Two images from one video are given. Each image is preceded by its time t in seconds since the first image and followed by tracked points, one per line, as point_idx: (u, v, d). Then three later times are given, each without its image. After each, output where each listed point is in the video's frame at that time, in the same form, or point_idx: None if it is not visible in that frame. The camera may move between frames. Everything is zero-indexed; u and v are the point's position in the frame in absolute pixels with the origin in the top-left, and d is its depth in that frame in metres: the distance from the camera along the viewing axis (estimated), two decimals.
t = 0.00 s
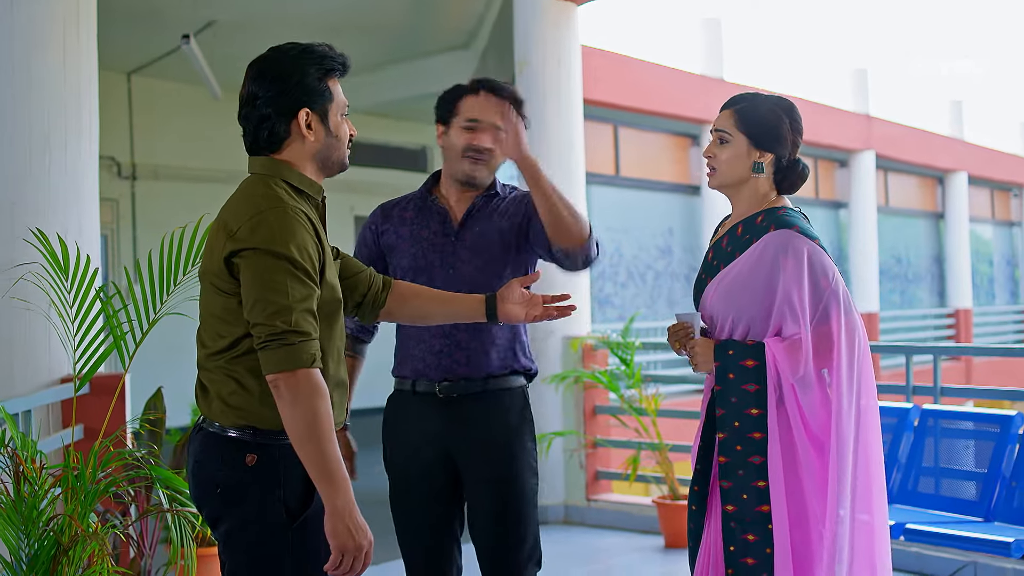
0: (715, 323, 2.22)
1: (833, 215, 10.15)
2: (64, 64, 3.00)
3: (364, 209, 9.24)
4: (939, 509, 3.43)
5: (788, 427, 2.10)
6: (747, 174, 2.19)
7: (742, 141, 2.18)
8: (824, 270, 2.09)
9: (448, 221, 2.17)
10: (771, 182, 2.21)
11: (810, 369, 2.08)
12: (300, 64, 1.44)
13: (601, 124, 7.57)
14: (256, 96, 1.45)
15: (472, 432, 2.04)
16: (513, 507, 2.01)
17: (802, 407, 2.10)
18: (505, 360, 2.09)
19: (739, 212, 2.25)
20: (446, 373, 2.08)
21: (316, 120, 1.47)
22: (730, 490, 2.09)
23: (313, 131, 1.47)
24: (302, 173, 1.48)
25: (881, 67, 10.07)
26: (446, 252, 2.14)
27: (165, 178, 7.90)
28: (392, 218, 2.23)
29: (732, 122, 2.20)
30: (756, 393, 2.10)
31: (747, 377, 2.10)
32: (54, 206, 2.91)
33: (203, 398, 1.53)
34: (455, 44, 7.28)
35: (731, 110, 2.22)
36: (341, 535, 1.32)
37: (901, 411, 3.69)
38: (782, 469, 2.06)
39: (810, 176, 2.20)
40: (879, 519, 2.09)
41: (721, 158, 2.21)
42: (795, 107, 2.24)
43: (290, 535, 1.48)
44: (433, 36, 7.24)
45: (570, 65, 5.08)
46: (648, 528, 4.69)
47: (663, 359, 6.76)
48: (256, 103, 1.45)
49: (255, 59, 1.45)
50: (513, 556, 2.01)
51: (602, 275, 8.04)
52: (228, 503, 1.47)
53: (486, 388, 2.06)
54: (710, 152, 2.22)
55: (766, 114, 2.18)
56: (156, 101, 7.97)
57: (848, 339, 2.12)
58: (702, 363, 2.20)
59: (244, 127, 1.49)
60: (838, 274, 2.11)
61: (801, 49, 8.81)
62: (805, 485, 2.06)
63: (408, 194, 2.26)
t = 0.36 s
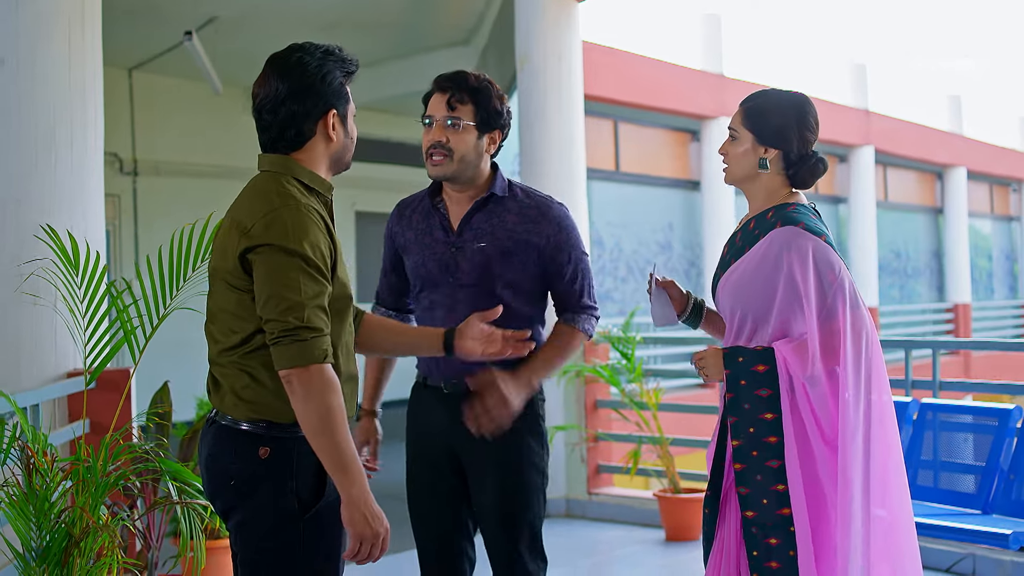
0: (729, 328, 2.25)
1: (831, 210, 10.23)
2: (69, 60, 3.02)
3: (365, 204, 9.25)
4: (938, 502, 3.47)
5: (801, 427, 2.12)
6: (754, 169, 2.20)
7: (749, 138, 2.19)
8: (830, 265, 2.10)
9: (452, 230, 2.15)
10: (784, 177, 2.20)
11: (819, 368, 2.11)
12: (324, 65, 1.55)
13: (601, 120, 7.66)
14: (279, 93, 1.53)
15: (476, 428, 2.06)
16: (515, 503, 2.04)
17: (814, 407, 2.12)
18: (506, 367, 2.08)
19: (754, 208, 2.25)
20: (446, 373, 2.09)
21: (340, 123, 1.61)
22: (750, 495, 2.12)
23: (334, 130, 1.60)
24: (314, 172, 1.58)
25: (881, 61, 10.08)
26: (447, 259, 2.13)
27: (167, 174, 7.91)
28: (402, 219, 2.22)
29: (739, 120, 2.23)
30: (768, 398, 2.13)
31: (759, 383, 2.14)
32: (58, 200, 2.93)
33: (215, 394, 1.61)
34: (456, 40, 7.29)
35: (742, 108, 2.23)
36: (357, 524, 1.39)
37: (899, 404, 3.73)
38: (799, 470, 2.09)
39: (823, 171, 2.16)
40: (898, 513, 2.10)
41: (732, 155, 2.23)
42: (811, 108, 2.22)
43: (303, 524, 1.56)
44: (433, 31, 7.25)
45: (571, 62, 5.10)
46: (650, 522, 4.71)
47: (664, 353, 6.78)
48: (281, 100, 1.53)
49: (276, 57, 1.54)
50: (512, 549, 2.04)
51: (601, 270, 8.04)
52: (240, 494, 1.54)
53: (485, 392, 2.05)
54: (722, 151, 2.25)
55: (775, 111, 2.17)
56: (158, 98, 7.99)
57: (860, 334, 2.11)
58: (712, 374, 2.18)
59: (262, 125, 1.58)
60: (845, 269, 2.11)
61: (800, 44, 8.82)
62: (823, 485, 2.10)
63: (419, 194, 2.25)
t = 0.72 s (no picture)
0: (735, 326, 2.27)
1: (831, 204, 10.24)
2: (74, 56, 3.03)
3: (363, 198, 9.24)
4: (937, 495, 3.50)
5: (809, 423, 2.15)
6: (761, 165, 2.21)
7: (757, 134, 2.21)
8: (836, 260, 2.12)
9: (475, 223, 2.06)
10: (790, 172, 2.22)
11: (826, 362, 2.13)
12: (333, 63, 1.57)
13: (602, 114, 7.83)
14: (288, 91, 1.56)
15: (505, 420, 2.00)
16: (543, 499, 1.98)
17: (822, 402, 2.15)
18: (532, 361, 2.00)
19: (760, 202, 2.27)
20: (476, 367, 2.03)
21: (348, 121, 1.65)
22: (763, 495, 2.14)
23: (343, 128, 1.64)
24: (324, 168, 1.62)
25: (880, 56, 10.07)
26: (469, 253, 2.04)
27: (168, 168, 7.93)
28: (428, 215, 2.16)
29: (746, 116, 2.23)
30: (778, 397, 2.16)
31: (768, 383, 2.16)
32: (64, 195, 2.96)
33: (226, 387, 1.64)
34: (456, 34, 7.29)
35: (748, 105, 2.24)
36: (384, 510, 1.49)
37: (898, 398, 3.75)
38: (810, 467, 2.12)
39: (830, 165, 2.18)
40: (903, 507, 2.15)
41: (739, 150, 2.24)
42: (818, 103, 2.23)
43: (316, 514, 1.59)
44: (433, 25, 7.27)
45: (572, 58, 5.12)
46: (650, 514, 4.74)
47: (663, 347, 6.79)
48: (291, 98, 1.56)
49: (284, 53, 1.57)
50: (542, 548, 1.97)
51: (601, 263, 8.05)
52: (255, 486, 1.58)
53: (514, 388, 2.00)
54: (729, 147, 2.25)
55: (781, 107, 2.19)
56: (158, 92, 8.00)
57: (864, 327, 2.15)
58: (723, 377, 2.23)
59: (272, 122, 1.61)
60: (851, 263, 2.13)
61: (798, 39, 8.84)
62: (833, 480, 2.12)
63: (443, 188, 2.18)
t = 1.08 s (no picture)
0: (730, 322, 2.30)
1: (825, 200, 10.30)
2: (73, 50, 3.05)
3: (359, 194, 9.25)
4: (929, 489, 3.55)
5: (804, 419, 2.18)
6: (757, 162, 2.24)
7: (751, 133, 2.23)
8: (831, 256, 2.16)
9: (490, 219, 2.09)
10: (785, 169, 2.24)
11: (821, 357, 2.17)
12: (333, 62, 1.59)
13: (596, 111, 7.81)
14: (289, 91, 1.59)
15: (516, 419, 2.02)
16: (549, 493, 2.00)
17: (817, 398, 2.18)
18: (544, 358, 2.02)
19: (756, 199, 2.30)
20: (487, 362, 2.06)
21: (348, 119, 1.67)
22: (757, 490, 2.17)
23: (343, 127, 1.66)
24: (326, 167, 1.65)
25: (874, 53, 10.10)
26: (484, 250, 2.07)
27: (164, 165, 7.94)
28: (443, 211, 2.19)
29: (742, 115, 2.26)
30: (773, 395, 2.19)
31: (764, 380, 2.19)
32: (63, 191, 2.98)
33: (229, 382, 1.67)
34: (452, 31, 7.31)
35: (741, 104, 2.26)
36: (380, 506, 1.52)
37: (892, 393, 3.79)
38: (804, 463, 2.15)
39: (824, 163, 2.21)
40: (894, 501, 2.18)
41: (734, 149, 2.26)
42: (812, 101, 2.26)
43: (318, 508, 1.62)
44: (429, 22, 7.29)
45: (568, 56, 5.15)
46: (645, 509, 4.78)
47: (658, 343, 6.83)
48: (292, 98, 1.59)
49: (284, 53, 1.59)
50: (547, 544, 2.00)
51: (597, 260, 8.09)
52: (257, 480, 1.60)
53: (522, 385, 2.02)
54: (725, 144, 2.28)
55: (774, 105, 2.21)
56: (154, 88, 8.00)
57: (857, 323, 2.19)
58: (719, 374, 2.27)
59: (272, 122, 1.63)
60: (845, 259, 2.17)
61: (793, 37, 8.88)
62: (827, 475, 2.15)
63: (459, 183, 2.20)
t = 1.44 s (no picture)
0: (724, 320, 2.32)
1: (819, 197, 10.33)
2: (72, 49, 3.08)
3: (355, 191, 9.26)
4: (922, 483, 3.59)
5: (795, 416, 2.21)
6: (751, 160, 2.27)
7: (746, 132, 2.26)
8: (823, 253, 2.19)
9: (497, 213, 2.11)
10: (779, 168, 2.28)
11: (813, 355, 2.20)
12: (333, 62, 1.62)
13: (591, 108, 7.84)
14: (290, 90, 1.61)
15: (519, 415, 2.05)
16: (550, 484, 2.03)
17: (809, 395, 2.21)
18: (549, 353, 2.05)
19: (750, 197, 2.32)
20: (493, 356, 2.08)
21: (348, 118, 1.69)
22: (746, 487, 2.21)
23: (344, 126, 1.68)
24: (327, 166, 1.67)
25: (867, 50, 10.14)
26: (492, 245, 2.10)
27: (161, 162, 7.97)
28: (448, 203, 2.20)
29: (737, 113, 2.28)
30: (766, 395, 2.21)
31: (757, 381, 2.22)
32: (65, 189, 3.01)
33: (230, 377, 1.69)
34: (448, 29, 7.33)
35: (738, 102, 2.28)
36: (378, 502, 1.55)
37: (886, 389, 3.83)
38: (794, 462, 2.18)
39: (815, 162, 2.25)
40: (882, 495, 2.22)
41: (728, 147, 2.29)
42: (804, 99, 2.29)
43: (319, 501, 1.64)
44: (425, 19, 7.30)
45: (563, 53, 5.18)
46: (640, 503, 4.82)
47: (652, 340, 6.87)
48: (292, 97, 1.61)
49: (288, 53, 1.62)
50: (548, 536, 2.03)
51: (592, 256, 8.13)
52: (260, 474, 1.62)
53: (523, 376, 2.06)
54: (720, 142, 2.30)
55: (769, 106, 2.24)
56: (150, 84, 8.03)
57: (849, 320, 2.22)
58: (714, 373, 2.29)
59: (273, 121, 1.65)
60: (838, 256, 2.20)
61: (787, 34, 8.92)
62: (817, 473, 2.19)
63: (464, 178, 2.22)
